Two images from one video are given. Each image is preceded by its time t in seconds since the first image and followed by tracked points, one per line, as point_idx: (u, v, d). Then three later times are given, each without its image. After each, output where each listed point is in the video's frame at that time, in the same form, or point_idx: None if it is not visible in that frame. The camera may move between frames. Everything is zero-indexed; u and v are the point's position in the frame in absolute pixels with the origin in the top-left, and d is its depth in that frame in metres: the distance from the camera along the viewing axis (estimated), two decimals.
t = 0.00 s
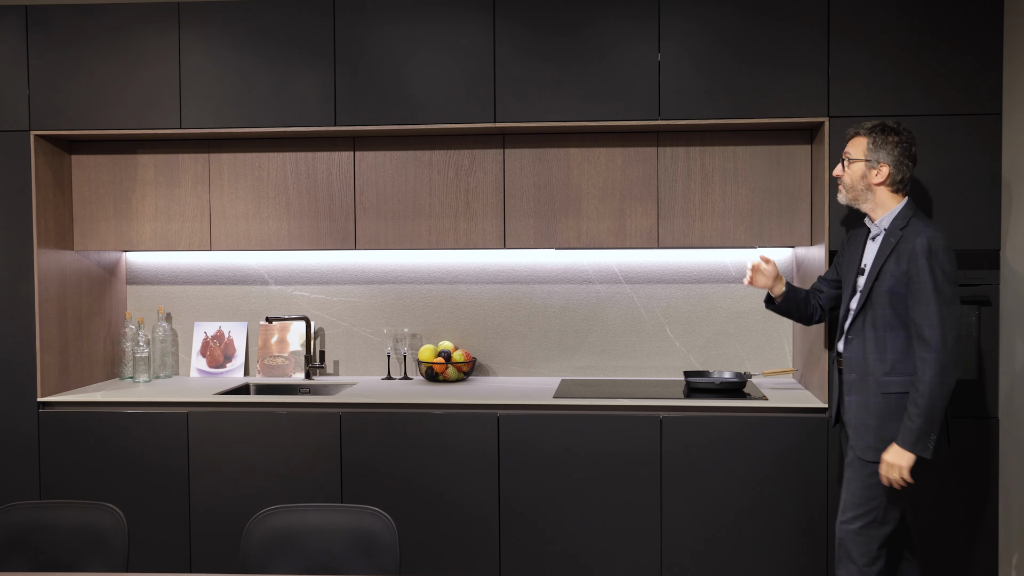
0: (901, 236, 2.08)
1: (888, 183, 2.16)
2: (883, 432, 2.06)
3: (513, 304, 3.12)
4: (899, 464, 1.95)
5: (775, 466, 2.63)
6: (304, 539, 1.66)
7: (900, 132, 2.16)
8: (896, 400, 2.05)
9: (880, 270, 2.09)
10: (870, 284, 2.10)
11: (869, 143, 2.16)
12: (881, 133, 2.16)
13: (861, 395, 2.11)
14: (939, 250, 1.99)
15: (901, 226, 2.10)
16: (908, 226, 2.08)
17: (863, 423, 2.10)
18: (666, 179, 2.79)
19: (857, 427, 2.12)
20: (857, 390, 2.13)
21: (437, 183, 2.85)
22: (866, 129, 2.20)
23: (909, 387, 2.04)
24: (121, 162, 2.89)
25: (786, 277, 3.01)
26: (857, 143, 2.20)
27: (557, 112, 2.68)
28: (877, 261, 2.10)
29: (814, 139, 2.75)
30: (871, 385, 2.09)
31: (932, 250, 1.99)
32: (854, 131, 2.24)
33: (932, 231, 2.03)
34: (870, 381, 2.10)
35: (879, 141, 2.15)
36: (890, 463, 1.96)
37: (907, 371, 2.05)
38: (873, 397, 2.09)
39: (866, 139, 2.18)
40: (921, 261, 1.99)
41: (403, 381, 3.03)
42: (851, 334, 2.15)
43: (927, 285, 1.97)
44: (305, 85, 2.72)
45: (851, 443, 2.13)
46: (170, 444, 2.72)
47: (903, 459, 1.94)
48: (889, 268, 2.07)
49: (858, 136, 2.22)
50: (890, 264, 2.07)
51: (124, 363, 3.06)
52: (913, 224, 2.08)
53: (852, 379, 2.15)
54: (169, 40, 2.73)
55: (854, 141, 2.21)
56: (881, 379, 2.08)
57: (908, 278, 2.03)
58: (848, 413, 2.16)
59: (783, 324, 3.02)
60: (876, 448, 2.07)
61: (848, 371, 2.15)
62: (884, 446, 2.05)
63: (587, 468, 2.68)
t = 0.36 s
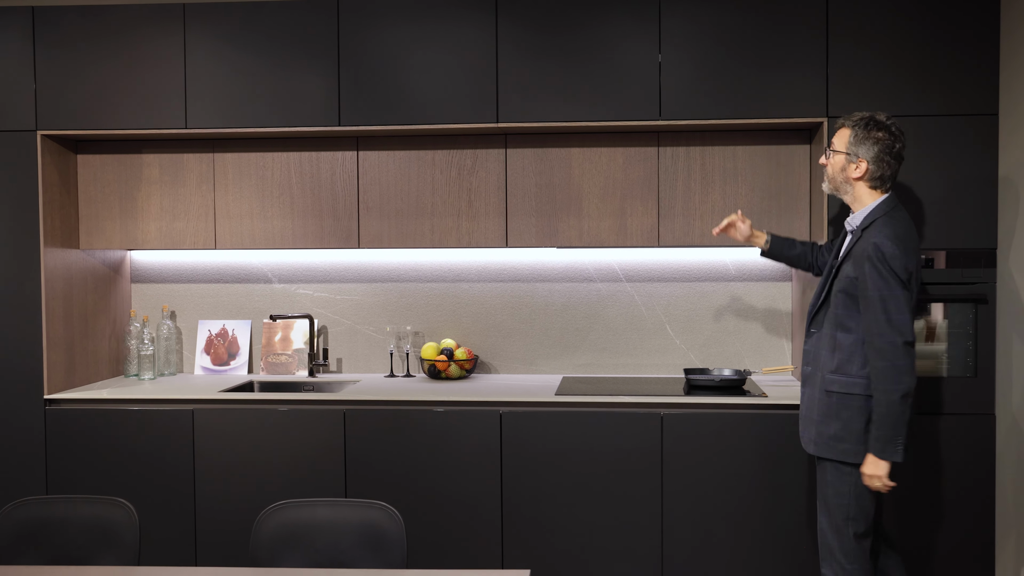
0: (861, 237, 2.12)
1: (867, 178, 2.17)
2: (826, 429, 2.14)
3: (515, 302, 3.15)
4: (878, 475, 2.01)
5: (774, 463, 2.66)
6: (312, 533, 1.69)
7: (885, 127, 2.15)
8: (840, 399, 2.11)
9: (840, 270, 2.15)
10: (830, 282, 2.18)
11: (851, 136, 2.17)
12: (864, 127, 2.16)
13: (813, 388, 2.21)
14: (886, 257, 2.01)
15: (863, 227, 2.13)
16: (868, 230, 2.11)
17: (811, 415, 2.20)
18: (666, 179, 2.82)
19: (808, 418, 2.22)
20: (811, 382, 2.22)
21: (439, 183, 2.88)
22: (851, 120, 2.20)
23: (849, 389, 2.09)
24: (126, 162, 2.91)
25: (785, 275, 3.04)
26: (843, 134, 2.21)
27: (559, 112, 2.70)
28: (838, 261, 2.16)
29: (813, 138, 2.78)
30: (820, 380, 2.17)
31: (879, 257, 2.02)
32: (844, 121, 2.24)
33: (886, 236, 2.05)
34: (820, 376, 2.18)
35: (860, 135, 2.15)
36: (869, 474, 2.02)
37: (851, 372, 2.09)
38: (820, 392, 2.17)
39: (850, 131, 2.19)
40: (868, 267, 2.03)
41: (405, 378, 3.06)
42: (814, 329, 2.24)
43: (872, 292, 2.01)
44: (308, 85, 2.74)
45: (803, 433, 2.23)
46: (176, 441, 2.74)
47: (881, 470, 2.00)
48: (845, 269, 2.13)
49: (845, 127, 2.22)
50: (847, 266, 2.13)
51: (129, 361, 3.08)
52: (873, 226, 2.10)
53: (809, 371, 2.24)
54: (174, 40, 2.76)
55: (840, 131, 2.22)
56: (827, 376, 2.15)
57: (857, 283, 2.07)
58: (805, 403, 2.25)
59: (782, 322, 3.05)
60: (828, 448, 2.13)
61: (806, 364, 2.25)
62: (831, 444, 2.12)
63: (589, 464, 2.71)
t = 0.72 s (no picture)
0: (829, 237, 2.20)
1: (844, 178, 2.23)
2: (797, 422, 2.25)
3: (520, 301, 3.20)
4: (772, 454, 2.15)
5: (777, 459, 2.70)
6: (331, 527, 1.73)
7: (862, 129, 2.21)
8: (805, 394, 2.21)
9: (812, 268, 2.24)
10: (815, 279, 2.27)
11: (831, 137, 2.22)
12: (843, 129, 2.21)
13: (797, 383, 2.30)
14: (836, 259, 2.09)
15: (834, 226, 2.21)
16: (835, 230, 2.19)
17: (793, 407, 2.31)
18: (670, 180, 2.87)
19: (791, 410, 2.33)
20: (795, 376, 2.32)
21: (447, 183, 2.92)
22: (830, 122, 2.25)
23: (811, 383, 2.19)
24: (137, 162, 2.94)
25: (787, 274, 3.09)
26: (821, 135, 2.27)
27: (566, 114, 2.75)
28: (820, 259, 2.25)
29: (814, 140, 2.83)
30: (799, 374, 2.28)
31: (830, 258, 2.10)
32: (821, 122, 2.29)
33: (844, 237, 2.11)
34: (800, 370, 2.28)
35: (839, 136, 2.20)
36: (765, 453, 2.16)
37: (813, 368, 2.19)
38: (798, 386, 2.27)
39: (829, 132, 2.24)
40: (826, 265, 2.12)
41: (412, 376, 3.10)
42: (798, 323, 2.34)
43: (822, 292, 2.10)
44: (318, 87, 2.78)
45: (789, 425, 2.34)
46: (187, 439, 2.77)
47: (778, 451, 2.13)
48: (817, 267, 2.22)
49: (823, 128, 2.28)
50: (817, 264, 2.22)
51: (139, 359, 3.11)
52: (844, 226, 2.17)
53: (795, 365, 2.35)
54: (185, 42, 2.79)
55: (818, 132, 2.27)
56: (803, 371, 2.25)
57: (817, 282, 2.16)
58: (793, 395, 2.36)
59: (783, 320, 3.10)
60: (813, 443, 2.21)
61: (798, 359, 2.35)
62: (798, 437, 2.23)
63: (595, 461, 2.75)
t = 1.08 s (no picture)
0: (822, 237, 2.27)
1: (840, 182, 2.32)
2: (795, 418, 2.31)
3: (525, 301, 3.23)
4: (804, 459, 2.20)
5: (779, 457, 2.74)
6: (348, 521, 1.77)
7: (855, 135, 2.31)
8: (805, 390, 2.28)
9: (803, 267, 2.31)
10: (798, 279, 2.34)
11: (827, 143, 2.31)
12: (838, 135, 2.30)
13: (783, 380, 2.38)
14: (841, 258, 2.15)
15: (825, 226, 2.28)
16: (829, 230, 2.26)
17: (783, 404, 2.37)
18: (674, 181, 2.91)
19: (779, 406, 2.39)
20: (781, 373, 2.39)
21: (453, 184, 2.96)
22: (825, 128, 2.33)
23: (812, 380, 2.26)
24: (147, 164, 2.98)
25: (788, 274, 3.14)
26: (816, 141, 2.35)
27: (571, 116, 2.79)
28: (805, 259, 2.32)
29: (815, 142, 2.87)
30: (789, 371, 2.34)
31: (834, 258, 2.16)
32: (813, 129, 2.38)
33: (844, 237, 2.18)
34: (790, 367, 2.34)
35: (836, 141, 2.29)
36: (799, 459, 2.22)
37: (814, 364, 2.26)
38: (790, 383, 2.34)
39: (824, 138, 2.33)
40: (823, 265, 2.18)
41: (418, 375, 3.13)
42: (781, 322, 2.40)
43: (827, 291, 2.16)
44: (327, 89, 2.81)
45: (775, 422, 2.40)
46: (196, 436, 2.80)
47: (811, 455, 2.19)
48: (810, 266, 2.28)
49: (816, 134, 2.36)
50: (810, 264, 2.29)
51: (147, 358, 3.14)
52: (837, 226, 2.25)
53: (779, 363, 2.41)
54: (194, 45, 2.82)
55: (812, 139, 2.35)
56: (795, 368, 2.32)
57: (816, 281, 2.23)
58: (776, 392, 2.42)
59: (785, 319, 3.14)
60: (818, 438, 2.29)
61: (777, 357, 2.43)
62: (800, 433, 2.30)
63: (600, 458, 2.79)
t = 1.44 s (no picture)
0: (821, 237, 2.41)
1: (834, 185, 2.47)
2: (798, 410, 2.44)
3: (532, 302, 3.26)
4: (819, 447, 2.33)
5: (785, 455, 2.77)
6: (365, 517, 1.80)
7: (849, 140, 2.47)
8: (808, 382, 2.42)
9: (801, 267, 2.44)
10: (795, 277, 2.47)
11: (822, 148, 2.46)
12: (833, 140, 2.46)
13: (780, 373, 2.50)
14: (847, 256, 2.31)
15: (822, 227, 2.43)
16: (826, 231, 2.41)
17: (782, 398, 2.49)
18: (680, 183, 2.94)
19: (777, 401, 2.51)
20: (779, 368, 2.51)
21: (462, 186, 2.99)
22: (819, 134, 2.49)
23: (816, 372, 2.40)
24: (159, 166, 3.01)
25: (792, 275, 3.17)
26: (810, 146, 2.50)
27: (578, 119, 2.82)
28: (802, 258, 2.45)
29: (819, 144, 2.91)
30: (789, 365, 2.46)
31: (839, 256, 2.31)
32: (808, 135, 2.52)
33: (845, 237, 2.34)
34: (789, 361, 2.46)
35: (831, 146, 2.45)
36: (813, 448, 2.34)
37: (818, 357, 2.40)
38: (789, 376, 2.46)
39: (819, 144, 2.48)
40: (830, 263, 2.32)
41: (426, 375, 3.16)
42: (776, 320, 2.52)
43: (833, 287, 2.31)
44: (337, 93, 2.85)
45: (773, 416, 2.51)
46: (207, 435, 2.83)
47: (823, 443, 2.33)
48: (809, 265, 2.42)
49: (811, 140, 2.51)
50: (809, 263, 2.42)
51: (158, 358, 3.17)
52: (834, 227, 2.40)
53: (774, 359, 2.53)
54: (206, 49, 2.86)
55: (808, 143, 2.50)
56: (794, 361, 2.45)
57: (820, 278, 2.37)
58: (772, 387, 2.54)
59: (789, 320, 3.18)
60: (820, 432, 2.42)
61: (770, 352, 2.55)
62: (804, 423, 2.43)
63: (607, 457, 2.82)
